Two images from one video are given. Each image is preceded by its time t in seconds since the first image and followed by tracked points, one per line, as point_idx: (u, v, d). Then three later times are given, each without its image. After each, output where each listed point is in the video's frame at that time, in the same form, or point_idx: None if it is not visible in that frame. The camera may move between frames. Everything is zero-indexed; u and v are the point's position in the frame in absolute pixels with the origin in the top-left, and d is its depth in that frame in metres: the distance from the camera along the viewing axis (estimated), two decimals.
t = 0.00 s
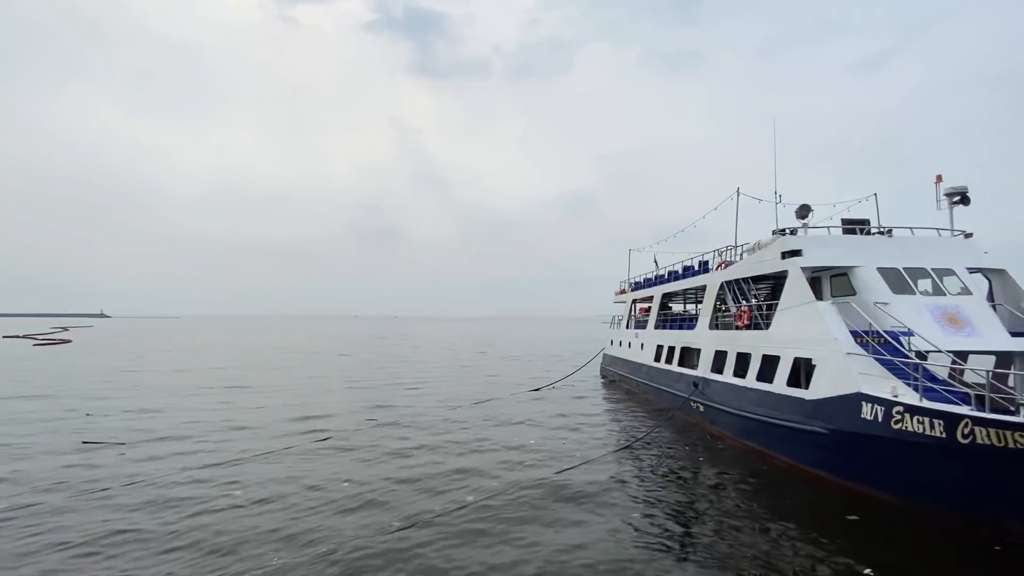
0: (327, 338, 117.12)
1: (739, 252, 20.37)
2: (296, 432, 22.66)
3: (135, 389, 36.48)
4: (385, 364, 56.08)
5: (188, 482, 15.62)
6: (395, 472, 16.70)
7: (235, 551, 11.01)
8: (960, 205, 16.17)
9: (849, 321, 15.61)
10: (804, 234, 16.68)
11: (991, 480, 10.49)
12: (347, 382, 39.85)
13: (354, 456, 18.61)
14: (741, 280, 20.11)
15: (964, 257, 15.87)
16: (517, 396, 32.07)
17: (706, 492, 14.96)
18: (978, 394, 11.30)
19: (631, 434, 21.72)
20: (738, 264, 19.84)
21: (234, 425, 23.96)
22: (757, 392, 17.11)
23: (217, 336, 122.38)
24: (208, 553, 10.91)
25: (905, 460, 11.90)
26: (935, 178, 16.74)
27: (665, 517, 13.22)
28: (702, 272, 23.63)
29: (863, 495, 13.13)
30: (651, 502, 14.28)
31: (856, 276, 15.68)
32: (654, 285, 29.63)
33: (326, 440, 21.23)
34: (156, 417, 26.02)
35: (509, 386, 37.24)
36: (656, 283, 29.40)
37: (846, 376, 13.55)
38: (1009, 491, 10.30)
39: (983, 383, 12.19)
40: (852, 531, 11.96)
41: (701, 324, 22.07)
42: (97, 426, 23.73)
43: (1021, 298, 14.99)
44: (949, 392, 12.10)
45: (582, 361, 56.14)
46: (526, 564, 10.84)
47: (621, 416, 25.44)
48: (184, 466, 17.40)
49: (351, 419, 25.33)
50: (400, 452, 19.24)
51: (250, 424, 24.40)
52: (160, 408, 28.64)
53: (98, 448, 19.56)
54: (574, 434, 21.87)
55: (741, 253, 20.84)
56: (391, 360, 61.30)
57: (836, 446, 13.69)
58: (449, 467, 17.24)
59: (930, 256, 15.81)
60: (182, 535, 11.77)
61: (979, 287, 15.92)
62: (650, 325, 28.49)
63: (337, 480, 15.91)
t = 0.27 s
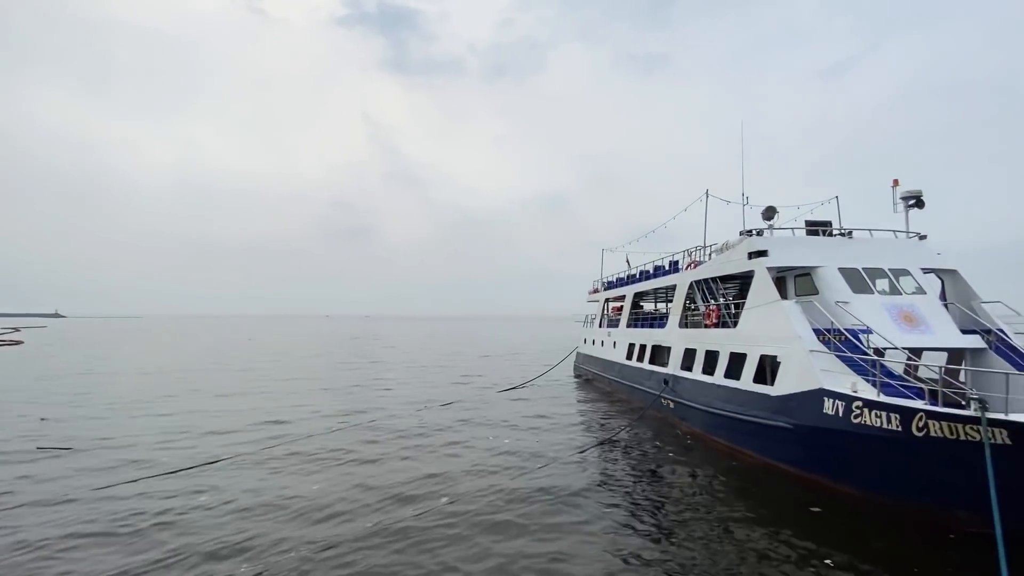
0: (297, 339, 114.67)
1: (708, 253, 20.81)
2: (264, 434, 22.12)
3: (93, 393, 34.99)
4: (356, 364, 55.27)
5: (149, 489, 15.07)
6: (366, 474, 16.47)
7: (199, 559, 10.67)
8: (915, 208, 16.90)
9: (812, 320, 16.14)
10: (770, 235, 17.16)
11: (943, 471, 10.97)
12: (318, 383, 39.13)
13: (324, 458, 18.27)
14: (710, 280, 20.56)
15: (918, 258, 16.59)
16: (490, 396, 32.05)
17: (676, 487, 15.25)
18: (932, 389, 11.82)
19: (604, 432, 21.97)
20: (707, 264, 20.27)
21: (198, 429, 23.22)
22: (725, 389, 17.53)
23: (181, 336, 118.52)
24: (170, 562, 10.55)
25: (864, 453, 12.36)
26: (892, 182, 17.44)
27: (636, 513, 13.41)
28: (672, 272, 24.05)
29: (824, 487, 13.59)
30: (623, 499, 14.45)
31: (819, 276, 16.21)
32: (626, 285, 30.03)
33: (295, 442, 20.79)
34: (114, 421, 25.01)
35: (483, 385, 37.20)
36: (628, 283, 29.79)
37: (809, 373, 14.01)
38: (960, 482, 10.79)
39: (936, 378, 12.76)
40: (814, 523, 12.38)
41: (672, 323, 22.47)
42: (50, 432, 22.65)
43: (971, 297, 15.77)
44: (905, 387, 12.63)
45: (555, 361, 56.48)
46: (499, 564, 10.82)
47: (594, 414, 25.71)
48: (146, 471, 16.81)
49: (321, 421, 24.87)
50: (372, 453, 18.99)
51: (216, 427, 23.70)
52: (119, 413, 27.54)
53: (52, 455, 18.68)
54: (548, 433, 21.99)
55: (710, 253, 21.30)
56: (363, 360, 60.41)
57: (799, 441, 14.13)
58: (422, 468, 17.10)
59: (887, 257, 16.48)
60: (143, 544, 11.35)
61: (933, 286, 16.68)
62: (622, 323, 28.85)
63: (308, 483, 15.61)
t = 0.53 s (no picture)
0: (266, 339, 112.03)
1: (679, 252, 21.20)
2: (231, 437, 21.55)
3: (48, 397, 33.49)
4: (329, 364, 54.33)
5: (110, 496, 14.51)
6: (339, 476, 16.23)
7: (164, 566, 10.34)
8: (875, 211, 17.54)
9: (779, 318, 16.60)
10: (738, 235, 17.58)
11: (902, 463, 11.42)
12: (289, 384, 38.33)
13: (295, 460, 17.92)
14: (681, 279, 20.93)
15: (879, 259, 17.23)
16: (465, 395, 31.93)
17: (648, 483, 15.50)
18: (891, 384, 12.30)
19: (577, 429, 22.16)
20: (678, 263, 20.65)
21: (162, 433, 22.46)
22: (695, 385, 17.88)
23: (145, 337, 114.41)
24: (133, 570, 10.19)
25: (828, 446, 12.78)
26: (854, 185, 18.06)
27: (609, 510, 13.56)
28: (645, 271, 24.40)
29: (790, 479, 13.99)
30: (596, 496, 14.61)
31: (784, 275, 16.70)
32: (600, 284, 30.34)
33: (265, 444, 20.32)
34: (71, 426, 23.98)
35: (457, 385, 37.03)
36: (602, 282, 30.11)
37: (776, 369, 14.40)
38: (916, 472, 11.25)
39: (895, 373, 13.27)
40: (780, 514, 12.78)
41: (644, 321, 22.79)
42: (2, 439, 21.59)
43: (927, 296, 16.46)
44: (866, 382, 13.11)
45: (531, 360, 56.65)
46: (472, 564, 10.80)
47: (568, 412, 25.88)
48: (105, 478, 16.17)
49: (291, 423, 24.33)
50: (344, 454, 18.69)
51: (181, 431, 22.96)
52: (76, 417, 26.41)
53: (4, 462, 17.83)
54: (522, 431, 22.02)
55: (681, 253, 21.71)
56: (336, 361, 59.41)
57: (766, 435, 14.54)
58: (395, 468, 16.94)
59: (849, 258, 17.08)
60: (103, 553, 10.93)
61: (891, 286, 17.37)
62: (596, 322, 29.13)
63: (277, 486, 15.27)
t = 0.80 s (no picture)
0: (237, 339, 109.28)
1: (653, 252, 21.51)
2: (199, 442, 20.94)
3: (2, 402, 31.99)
4: (302, 365, 53.35)
5: (67, 507, 13.93)
6: (310, 480, 15.92)
7: None
8: (839, 212, 18.11)
9: (748, 316, 16.99)
10: (709, 236, 17.93)
11: (865, 456, 11.81)
12: (260, 386, 37.45)
13: (265, 464, 17.54)
14: (655, 278, 21.24)
15: (843, 258, 17.80)
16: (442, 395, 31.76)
17: (622, 478, 15.66)
18: (853, 380, 12.72)
19: (553, 428, 22.27)
20: (651, 263, 20.95)
21: (125, 439, 21.68)
22: (668, 383, 18.17)
23: (108, 339, 110.35)
24: None
25: (794, 440, 13.13)
26: (819, 187, 18.60)
27: (584, 506, 13.66)
28: (620, 270, 24.69)
29: (759, 473, 14.32)
30: (571, 493, 14.69)
31: (754, 275, 17.10)
32: (576, 283, 30.55)
33: (234, 448, 19.81)
34: (27, 433, 22.96)
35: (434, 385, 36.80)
36: (578, 281, 30.33)
37: (745, 366, 14.73)
38: (878, 465, 11.66)
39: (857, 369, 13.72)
40: (749, 507, 13.08)
41: (619, 320, 23.05)
42: None
43: (887, 295, 17.08)
44: (830, 378, 13.52)
45: (508, 359, 56.66)
46: (446, 565, 10.71)
47: (544, 410, 25.99)
48: (64, 487, 15.54)
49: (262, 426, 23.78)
50: (317, 456, 18.37)
51: (145, 436, 22.22)
52: (33, 423, 25.30)
53: None
54: (498, 431, 22.00)
55: (655, 252, 22.03)
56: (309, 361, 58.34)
57: (736, 430, 14.86)
58: (369, 471, 16.71)
59: (815, 258, 17.59)
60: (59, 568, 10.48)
61: (855, 285, 17.96)
62: (572, 321, 29.32)
63: (246, 492, 14.92)
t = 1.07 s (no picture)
0: (208, 340, 106.54)
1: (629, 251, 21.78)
2: (167, 446, 20.36)
3: None
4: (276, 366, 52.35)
5: (25, 517, 13.39)
6: (285, 483, 15.65)
7: None
8: (807, 213, 18.61)
9: (720, 314, 17.35)
10: (683, 235, 18.24)
11: (831, 449, 12.19)
12: (232, 388, 36.59)
13: (237, 468, 17.16)
14: (630, 277, 21.51)
15: (811, 258, 18.32)
16: (419, 395, 31.56)
17: (598, 475, 15.83)
18: (820, 376, 13.12)
19: (531, 426, 22.36)
20: (627, 262, 21.21)
21: (88, 445, 20.95)
22: (643, 380, 18.43)
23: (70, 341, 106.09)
24: None
25: (764, 436, 13.48)
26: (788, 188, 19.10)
27: (561, 505, 13.76)
28: (596, 269, 24.91)
29: (730, 468, 14.66)
30: (549, 491, 14.79)
31: (726, 274, 17.47)
32: (553, 282, 30.72)
33: (205, 453, 19.33)
34: None
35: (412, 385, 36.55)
36: (555, 279, 30.50)
37: (717, 363, 15.05)
38: (844, 458, 12.04)
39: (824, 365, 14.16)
40: (721, 502, 13.37)
41: (596, 318, 23.27)
42: None
43: (853, 293, 17.66)
44: (798, 374, 13.91)
45: (486, 357, 56.60)
46: (423, 566, 10.65)
47: (522, 409, 26.07)
48: (22, 497, 14.93)
49: (234, 429, 23.26)
50: (291, 460, 18.07)
51: (111, 441, 21.51)
52: None
53: None
54: (476, 430, 21.97)
55: (630, 251, 22.30)
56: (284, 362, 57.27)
57: (708, 426, 15.17)
58: (345, 473, 16.52)
59: (784, 257, 18.06)
60: None
61: (822, 283, 18.51)
62: (550, 319, 29.48)
63: (216, 497, 14.55)
